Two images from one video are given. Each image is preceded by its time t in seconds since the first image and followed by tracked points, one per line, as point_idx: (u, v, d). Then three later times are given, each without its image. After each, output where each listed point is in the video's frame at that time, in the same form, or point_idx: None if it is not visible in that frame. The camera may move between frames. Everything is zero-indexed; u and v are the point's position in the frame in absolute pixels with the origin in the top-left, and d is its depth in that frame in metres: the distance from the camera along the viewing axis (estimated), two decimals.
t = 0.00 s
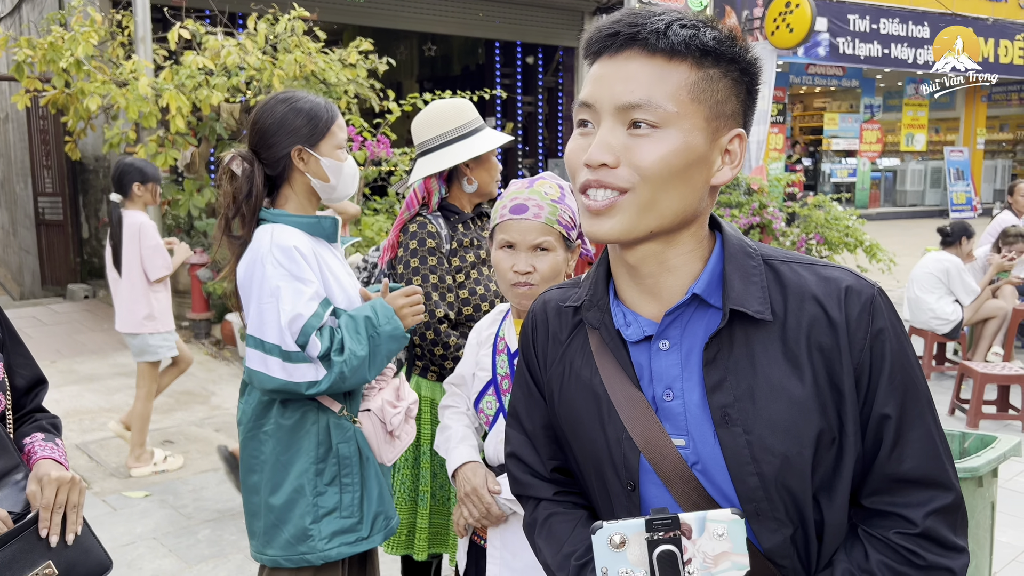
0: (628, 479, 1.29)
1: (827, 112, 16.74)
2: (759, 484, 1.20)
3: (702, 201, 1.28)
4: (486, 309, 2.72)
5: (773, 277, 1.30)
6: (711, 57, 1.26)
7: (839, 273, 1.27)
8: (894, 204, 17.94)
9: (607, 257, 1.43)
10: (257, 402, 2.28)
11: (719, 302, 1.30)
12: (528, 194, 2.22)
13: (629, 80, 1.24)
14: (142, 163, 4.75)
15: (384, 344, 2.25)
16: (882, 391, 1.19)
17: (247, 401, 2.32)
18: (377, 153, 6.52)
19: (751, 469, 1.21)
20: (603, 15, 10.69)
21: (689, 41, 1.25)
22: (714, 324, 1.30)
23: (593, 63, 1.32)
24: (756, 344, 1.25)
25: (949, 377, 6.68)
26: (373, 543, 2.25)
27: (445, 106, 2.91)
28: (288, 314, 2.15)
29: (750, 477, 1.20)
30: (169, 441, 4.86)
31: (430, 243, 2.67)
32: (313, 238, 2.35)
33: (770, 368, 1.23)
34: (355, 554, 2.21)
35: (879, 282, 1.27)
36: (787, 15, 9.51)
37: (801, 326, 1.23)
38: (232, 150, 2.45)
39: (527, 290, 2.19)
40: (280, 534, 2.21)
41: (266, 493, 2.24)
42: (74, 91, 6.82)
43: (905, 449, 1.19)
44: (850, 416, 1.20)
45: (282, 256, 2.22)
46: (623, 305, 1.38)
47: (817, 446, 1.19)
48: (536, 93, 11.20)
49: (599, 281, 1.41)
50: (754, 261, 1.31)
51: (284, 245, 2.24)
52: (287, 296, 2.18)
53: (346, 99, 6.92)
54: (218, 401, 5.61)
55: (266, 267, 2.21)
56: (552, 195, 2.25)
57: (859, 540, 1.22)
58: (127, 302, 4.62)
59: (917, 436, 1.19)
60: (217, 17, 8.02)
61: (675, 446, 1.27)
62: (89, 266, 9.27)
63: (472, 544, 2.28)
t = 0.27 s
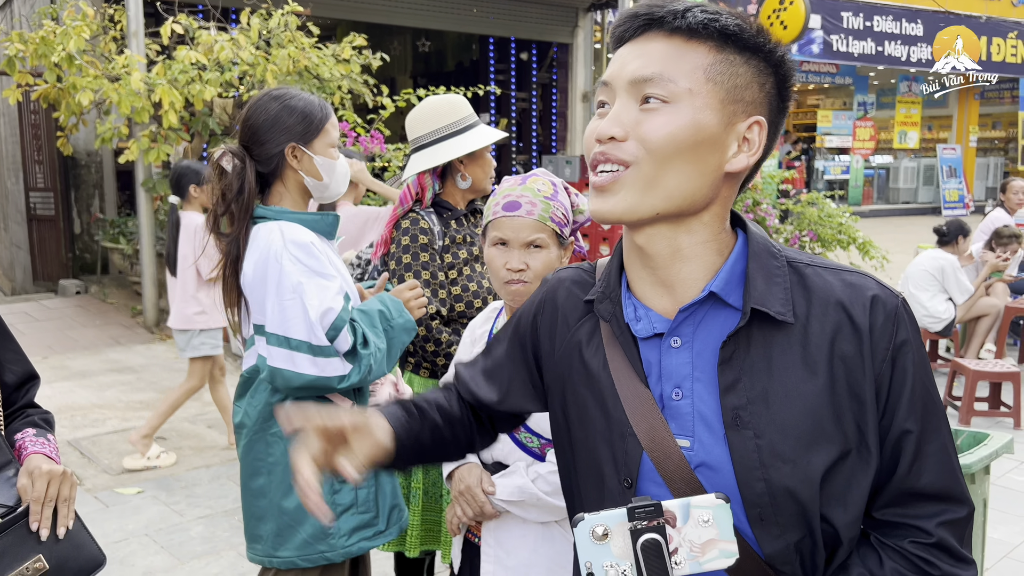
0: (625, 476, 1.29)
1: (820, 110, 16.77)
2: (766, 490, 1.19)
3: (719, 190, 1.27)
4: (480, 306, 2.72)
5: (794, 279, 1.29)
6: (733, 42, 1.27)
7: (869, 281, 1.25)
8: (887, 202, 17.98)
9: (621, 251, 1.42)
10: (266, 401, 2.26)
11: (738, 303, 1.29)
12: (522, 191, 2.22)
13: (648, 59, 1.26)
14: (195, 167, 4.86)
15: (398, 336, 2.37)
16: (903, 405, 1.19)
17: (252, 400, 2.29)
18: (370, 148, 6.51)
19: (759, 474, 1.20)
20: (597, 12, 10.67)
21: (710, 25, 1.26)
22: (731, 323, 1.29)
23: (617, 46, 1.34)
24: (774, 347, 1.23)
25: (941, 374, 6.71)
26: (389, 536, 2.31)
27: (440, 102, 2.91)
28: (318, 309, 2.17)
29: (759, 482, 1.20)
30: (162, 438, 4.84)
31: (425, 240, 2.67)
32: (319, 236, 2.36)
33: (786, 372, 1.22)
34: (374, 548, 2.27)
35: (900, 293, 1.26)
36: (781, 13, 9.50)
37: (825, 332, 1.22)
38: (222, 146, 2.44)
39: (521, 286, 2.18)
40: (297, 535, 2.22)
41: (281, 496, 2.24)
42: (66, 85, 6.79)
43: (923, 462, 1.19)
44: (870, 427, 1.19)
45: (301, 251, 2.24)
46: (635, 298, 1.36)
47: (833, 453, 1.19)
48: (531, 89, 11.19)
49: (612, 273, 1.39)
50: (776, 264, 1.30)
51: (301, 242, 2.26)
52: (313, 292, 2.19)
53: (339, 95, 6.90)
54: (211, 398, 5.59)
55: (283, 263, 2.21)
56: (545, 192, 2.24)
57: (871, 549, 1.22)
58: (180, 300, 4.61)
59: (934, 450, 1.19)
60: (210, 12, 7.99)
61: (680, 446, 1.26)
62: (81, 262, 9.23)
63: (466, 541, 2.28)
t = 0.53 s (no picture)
0: (609, 454, 1.22)
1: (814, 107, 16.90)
2: (761, 496, 1.13)
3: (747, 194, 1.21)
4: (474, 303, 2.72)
5: (806, 278, 1.23)
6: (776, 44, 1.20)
7: (881, 285, 1.21)
8: (880, 199, 18.02)
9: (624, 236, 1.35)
10: (263, 401, 2.25)
11: (745, 301, 1.22)
12: (519, 186, 2.22)
13: (704, 54, 1.15)
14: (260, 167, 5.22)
15: (398, 333, 2.37)
16: (920, 422, 1.15)
17: (249, 401, 2.27)
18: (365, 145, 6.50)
19: (755, 478, 1.13)
20: (592, 8, 10.65)
21: (763, 22, 1.17)
22: (736, 320, 1.22)
23: (648, 22, 1.21)
24: (777, 349, 1.17)
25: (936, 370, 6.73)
26: (392, 533, 2.31)
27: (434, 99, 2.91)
28: (322, 307, 2.18)
29: (755, 487, 1.13)
30: (155, 435, 4.83)
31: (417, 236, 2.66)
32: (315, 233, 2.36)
33: (792, 374, 1.15)
34: (377, 546, 2.27)
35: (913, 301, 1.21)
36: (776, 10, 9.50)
37: (834, 335, 1.17)
38: (214, 143, 2.41)
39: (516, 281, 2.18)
40: (299, 535, 2.22)
41: (282, 496, 2.24)
42: (59, 81, 6.76)
43: (941, 476, 1.16)
44: (879, 438, 1.14)
45: (301, 248, 2.24)
46: (636, 280, 1.29)
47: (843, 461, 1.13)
48: (525, 86, 11.18)
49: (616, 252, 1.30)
50: (787, 263, 1.24)
51: (299, 239, 2.25)
52: (314, 290, 2.20)
53: (333, 91, 6.87)
54: (205, 395, 5.58)
55: (282, 262, 2.21)
56: (542, 189, 2.24)
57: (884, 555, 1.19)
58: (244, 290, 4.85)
59: (949, 466, 1.17)
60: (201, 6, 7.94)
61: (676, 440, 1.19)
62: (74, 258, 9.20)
63: (462, 539, 2.27)
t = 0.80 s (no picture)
0: (624, 467, 1.21)
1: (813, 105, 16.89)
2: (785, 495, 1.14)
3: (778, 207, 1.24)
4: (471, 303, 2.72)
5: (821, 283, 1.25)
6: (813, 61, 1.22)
7: (891, 286, 1.23)
8: (878, 198, 18.01)
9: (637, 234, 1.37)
10: (259, 401, 2.24)
11: (766, 301, 1.25)
12: (519, 184, 2.22)
13: (777, 76, 1.14)
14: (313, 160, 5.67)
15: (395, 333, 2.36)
16: (932, 423, 1.17)
17: (244, 400, 2.27)
18: (363, 143, 6.49)
19: (779, 475, 1.14)
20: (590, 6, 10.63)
21: (814, 40, 1.19)
22: (754, 321, 1.25)
23: (720, 24, 1.16)
24: (798, 348, 1.19)
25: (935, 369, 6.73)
26: (389, 535, 2.30)
27: (432, 98, 2.90)
28: (315, 308, 2.17)
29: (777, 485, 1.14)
30: (153, 433, 4.82)
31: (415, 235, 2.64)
32: (311, 231, 2.35)
33: (815, 375, 1.17)
34: (373, 547, 2.26)
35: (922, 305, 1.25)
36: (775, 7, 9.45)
37: (854, 335, 1.19)
38: (212, 140, 2.39)
39: (516, 280, 2.18)
40: (295, 535, 2.22)
41: (277, 496, 2.23)
42: (55, 79, 6.73)
43: (948, 480, 1.17)
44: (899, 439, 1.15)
45: (294, 247, 2.23)
46: (650, 282, 1.31)
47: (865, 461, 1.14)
48: (524, 84, 11.15)
49: (629, 251, 1.33)
50: (805, 268, 1.26)
51: (293, 239, 2.24)
52: (308, 290, 2.19)
53: (331, 88, 6.86)
54: (203, 393, 5.57)
55: (276, 261, 2.20)
56: (542, 187, 2.24)
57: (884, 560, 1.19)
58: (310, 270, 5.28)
59: (957, 470, 1.18)
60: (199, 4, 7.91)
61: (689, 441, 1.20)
62: (72, 257, 9.19)
63: (462, 538, 2.27)
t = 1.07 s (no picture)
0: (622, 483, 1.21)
1: (816, 103, 16.85)
2: (778, 488, 1.13)
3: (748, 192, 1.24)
4: (476, 302, 2.71)
5: (801, 271, 1.24)
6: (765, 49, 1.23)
7: (867, 262, 1.23)
8: (882, 196, 17.96)
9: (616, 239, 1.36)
10: (262, 400, 2.24)
11: (746, 290, 1.24)
12: (525, 183, 2.22)
13: (739, 62, 1.15)
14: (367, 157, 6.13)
15: (397, 333, 2.38)
16: (914, 393, 1.12)
17: (248, 400, 2.27)
18: (366, 141, 6.50)
19: (771, 470, 1.14)
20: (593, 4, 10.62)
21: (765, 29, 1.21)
22: (737, 314, 1.24)
23: (678, 18, 1.16)
24: (781, 335, 1.18)
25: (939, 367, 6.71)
26: (391, 535, 2.31)
27: (438, 96, 2.90)
28: (318, 306, 2.16)
29: (769, 479, 1.14)
30: (157, 432, 4.83)
31: (419, 234, 2.64)
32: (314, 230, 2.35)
33: (796, 363, 1.16)
34: (376, 546, 2.26)
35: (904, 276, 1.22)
36: (778, 6, 9.40)
37: (833, 318, 1.17)
38: (216, 137, 2.40)
39: (522, 279, 2.18)
40: (298, 535, 2.21)
41: (280, 496, 2.22)
42: (59, 78, 6.75)
43: (939, 456, 1.09)
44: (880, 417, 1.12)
45: (298, 246, 2.23)
46: (636, 293, 1.31)
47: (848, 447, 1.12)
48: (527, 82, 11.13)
49: (611, 262, 1.33)
50: (781, 254, 1.25)
51: (296, 237, 2.24)
52: (310, 288, 2.18)
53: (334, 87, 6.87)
54: (207, 392, 5.58)
55: (279, 259, 2.20)
56: (549, 185, 2.24)
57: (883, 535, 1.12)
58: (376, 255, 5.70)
59: (951, 443, 1.09)
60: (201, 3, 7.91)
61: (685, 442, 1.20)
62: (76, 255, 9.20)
63: (468, 536, 2.27)
